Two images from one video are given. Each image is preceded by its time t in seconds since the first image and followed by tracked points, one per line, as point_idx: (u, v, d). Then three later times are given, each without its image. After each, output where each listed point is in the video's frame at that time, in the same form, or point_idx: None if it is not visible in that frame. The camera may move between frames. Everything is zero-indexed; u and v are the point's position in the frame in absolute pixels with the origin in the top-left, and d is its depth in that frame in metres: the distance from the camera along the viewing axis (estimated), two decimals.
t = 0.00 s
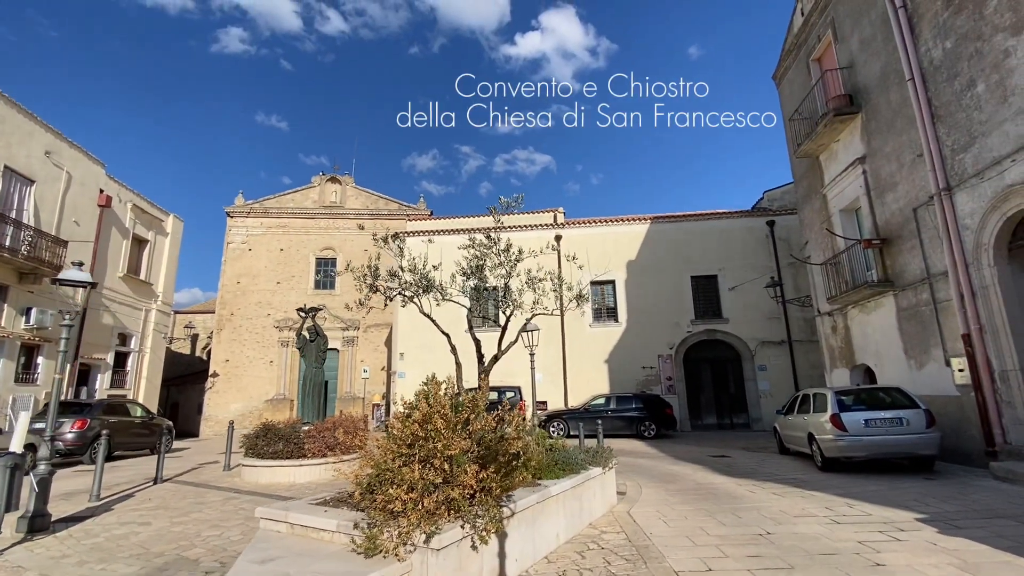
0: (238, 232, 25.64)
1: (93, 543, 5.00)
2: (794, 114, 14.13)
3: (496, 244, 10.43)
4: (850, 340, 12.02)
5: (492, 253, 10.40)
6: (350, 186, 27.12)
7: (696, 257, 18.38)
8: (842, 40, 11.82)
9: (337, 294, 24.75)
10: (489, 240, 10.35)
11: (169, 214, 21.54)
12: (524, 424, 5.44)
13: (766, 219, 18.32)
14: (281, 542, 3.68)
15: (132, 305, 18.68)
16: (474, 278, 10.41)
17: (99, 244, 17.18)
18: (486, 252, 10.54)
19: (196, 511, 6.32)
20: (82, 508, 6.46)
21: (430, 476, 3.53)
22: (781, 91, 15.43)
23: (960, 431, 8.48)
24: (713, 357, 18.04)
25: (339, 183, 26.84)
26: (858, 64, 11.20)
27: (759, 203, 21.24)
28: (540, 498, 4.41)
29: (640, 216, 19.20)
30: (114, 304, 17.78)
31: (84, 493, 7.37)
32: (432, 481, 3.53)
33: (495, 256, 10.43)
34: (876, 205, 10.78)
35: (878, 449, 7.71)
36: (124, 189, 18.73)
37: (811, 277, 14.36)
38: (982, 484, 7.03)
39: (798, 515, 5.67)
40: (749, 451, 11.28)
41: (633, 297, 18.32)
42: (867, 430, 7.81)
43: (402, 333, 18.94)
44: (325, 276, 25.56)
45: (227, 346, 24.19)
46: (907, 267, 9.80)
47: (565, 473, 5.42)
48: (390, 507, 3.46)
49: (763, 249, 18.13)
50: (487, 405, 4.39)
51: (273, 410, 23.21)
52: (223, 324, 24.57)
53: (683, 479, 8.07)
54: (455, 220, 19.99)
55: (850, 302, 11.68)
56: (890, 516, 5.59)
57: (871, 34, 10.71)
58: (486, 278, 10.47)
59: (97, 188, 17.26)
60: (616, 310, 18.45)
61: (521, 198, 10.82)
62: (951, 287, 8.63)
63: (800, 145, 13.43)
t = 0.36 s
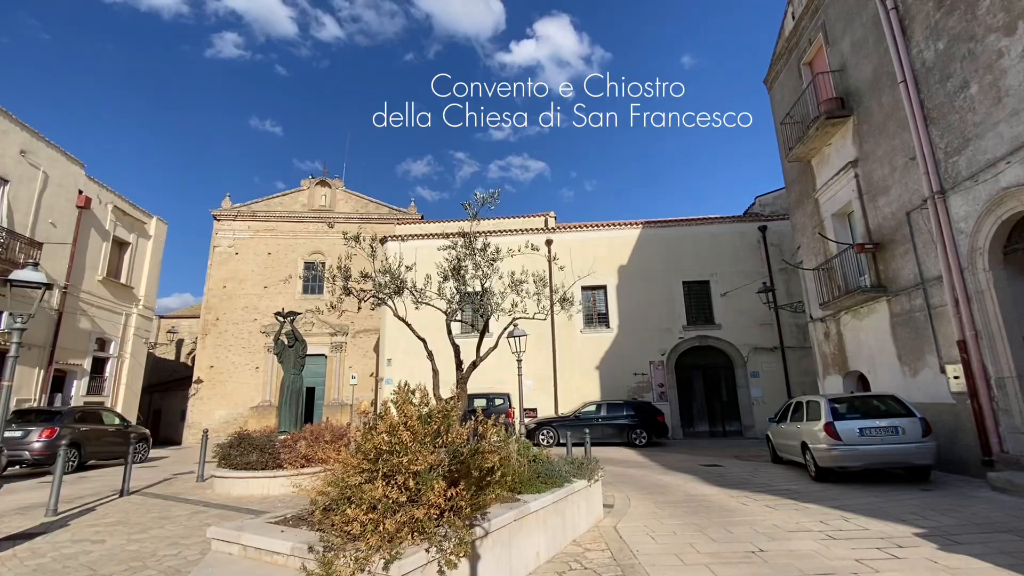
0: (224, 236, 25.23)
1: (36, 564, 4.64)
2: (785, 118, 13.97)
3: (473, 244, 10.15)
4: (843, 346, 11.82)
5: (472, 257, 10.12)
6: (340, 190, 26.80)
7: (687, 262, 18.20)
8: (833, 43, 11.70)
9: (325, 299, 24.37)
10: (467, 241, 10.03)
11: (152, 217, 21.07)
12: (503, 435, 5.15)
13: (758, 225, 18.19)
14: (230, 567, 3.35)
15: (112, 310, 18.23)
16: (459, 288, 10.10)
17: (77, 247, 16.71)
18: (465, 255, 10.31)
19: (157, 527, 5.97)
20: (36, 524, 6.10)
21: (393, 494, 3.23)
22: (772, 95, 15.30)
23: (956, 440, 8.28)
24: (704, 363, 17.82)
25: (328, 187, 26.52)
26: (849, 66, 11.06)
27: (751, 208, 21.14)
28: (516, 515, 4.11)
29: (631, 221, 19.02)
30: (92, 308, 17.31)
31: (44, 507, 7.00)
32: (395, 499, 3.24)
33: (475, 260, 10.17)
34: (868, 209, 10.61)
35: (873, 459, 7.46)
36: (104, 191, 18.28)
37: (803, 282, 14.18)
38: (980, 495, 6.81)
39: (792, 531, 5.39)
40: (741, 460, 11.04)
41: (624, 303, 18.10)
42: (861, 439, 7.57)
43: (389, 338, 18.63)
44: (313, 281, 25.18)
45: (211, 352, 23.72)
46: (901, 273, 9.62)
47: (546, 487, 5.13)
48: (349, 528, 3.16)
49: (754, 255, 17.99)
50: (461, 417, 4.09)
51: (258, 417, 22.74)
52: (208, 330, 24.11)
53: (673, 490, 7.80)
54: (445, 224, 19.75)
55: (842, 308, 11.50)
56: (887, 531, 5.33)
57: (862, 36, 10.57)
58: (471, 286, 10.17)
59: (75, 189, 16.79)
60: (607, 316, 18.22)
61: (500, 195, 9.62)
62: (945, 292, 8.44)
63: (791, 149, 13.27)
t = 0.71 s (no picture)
0: (214, 236, 24.85)
1: None
2: (782, 118, 13.76)
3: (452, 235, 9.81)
4: (841, 350, 11.57)
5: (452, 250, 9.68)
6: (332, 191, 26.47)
7: (681, 264, 17.96)
8: (830, 40, 11.51)
9: (316, 301, 24.00)
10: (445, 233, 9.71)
11: (139, 216, 20.67)
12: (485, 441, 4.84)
13: (754, 227, 17.97)
14: None
15: (95, 311, 17.82)
16: (443, 284, 9.64)
17: (59, 245, 16.31)
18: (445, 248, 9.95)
19: (120, 538, 5.62)
20: None
21: (356, 507, 2.92)
22: (768, 95, 15.11)
23: (959, 447, 8.03)
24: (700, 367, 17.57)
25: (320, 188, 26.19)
26: (847, 64, 10.86)
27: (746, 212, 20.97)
28: (496, 529, 3.80)
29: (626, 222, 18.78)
30: (75, 309, 16.90)
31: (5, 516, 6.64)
32: (358, 513, 2.92)
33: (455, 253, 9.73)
34: (867, 209, 10.37)
35: (875, 466, 7.19)
36: (89, 189, 17.89)
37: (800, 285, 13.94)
38: (986, 504, 6.53)
39: (792, 543, 5.10)
40: (737, 466, 10.76)
41: (619, 305, 17.83)
42: (862, 446, 7.30)
43: (379, 340, 18.28)
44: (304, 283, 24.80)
45: (199, 354, 23.29)
46: (901, 274, 9.38)
47: (531, 497, 4.80)
48: (306, 546, 2.86)
49: (750, 257, 17.76)
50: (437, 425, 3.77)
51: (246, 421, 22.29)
52: (197, 332, 23.68)
53: (667, 498, 7.51)
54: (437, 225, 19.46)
55: (840, 310, 11.25)
56: (892, 543, 5.04)
57: (860, 33, 10.37)
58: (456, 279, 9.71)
59: (58, 186, 16.40)
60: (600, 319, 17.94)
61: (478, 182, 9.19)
62: (947, 294, 8.20)
63: (788, 149, 13.05)
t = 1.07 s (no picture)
0: (206, 235, 24.49)
1: None
2: (782, 115, 13.49)
3: (432, 229, 9.56)
4: (842, 352, 11.28)
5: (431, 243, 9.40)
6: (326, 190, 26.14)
7: (679, 265, 17.69)
8: (832, 36, 11.25)
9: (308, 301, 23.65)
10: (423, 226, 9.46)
11: (128, 215, 20.29)
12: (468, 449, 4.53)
13: (752, 228, 17.71)
14: None
15: (81, 310, 17.46)
16: (427, 279, 9.39)
17: (44, 242, 15.95)
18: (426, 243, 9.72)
19: (82, 549, 5.29)
20: None
21: (314, 524, 2.61)
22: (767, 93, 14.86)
23: (966, 453, 7.76)
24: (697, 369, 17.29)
25: (314, 187, 25.87)
26: (849, 59, 10.60)
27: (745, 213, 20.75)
28: (478, 544, 3.49)
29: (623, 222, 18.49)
30: (60, 308, 16.53)
31: None
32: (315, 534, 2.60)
33: (435, 247, 9.45)
34: (870, 207, 10.08)
35: (880, 473, 6.90)
36: (75, 185, 17.52)
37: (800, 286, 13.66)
38: (996, 513, 6.25)
39: (796, 557, 4.79)
40: (736, 471, 10.47)
41: (616, 306, 17.53)
42: (866, 452, 7.01)
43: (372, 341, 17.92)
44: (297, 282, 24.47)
45: (190, 355, 22.91)
46: (905, 274, 9.11)
47: (518, 507, 4.49)
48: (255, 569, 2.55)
49: (749, 258, 17.50)
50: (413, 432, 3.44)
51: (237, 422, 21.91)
52: (188, 332, 23.30)
53: (664, 506, 7.21)
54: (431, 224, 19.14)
55: (841, 311, 10.98)
56: (902, 557, 4.74)
57: (863, 26, 10.10)
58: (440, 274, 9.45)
59: (43, 182, 16.03)
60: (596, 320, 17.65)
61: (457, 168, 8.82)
62: (954, 294, 7.92)
63: (788, 147, 12.77)
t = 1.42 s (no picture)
0: (199, 232, 24.19)
1: None
2: (782, 108, 13.19)
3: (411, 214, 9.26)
4: (845, 351, 10.98)
5: (411, 233, 9.15)
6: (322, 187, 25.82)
7: (677, 262, 17.40)
8: (835, 26, 10.96)
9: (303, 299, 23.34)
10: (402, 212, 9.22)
11: (118, 210, 19.98)
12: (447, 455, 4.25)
13: (752, 225, 17.41)
14: None
15: (69, 306, 17.15)
16: (409, 272, 9.13)
17: (30, 237, 15.64)
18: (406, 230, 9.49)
19: (41, 556, 4.98)
20: None
21: (258, 537, 2.35)
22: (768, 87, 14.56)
23: (974, 456, 7.47)
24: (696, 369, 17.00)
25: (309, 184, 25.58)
26: (853, 49, 10.31)
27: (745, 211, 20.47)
28: (453, 556, 3.17)
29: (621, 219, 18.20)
30: (46, 304, 16.23)
31: None
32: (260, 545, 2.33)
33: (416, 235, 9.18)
34: (874, 201, 9.79)
35: (885, 477, 6.59)
36: (63, 179, 17.20)
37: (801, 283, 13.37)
38: (1008, 519, 5.95)
39: (799, 566, 4.48)
40: (735, 473, 10.18)
41: (613, 304, 17.24)
42: (871, 455, 6.70)
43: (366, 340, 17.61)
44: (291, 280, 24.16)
45: (182, 353, 22.60)
46: (910, 270, 8.82)
47: (501, 514, 4.18)
48: None
49: (748, 256, 17.20)
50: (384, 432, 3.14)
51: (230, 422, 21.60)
52: (180, 330, 22.98)
53: (660, 510, 6.91)
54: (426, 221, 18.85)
55: (844, 309, 10.69)
56: (912, 566, 4.44)
57: (867, 16, 9.81)
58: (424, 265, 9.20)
59: (29, 175, 15.72)
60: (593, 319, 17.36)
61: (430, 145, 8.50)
62: (962, 290, 7.62)
63: (788, 142, 12.48)
